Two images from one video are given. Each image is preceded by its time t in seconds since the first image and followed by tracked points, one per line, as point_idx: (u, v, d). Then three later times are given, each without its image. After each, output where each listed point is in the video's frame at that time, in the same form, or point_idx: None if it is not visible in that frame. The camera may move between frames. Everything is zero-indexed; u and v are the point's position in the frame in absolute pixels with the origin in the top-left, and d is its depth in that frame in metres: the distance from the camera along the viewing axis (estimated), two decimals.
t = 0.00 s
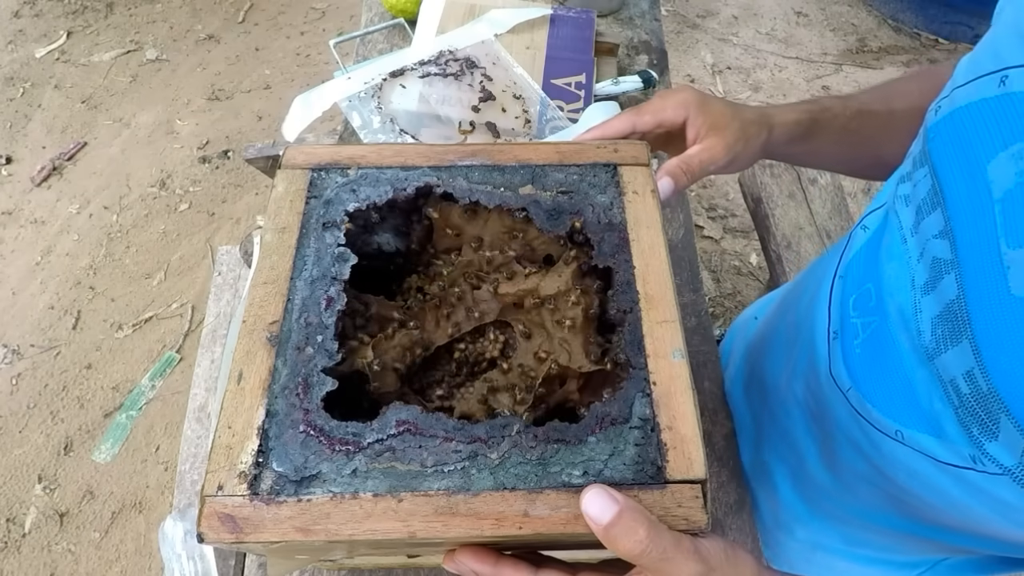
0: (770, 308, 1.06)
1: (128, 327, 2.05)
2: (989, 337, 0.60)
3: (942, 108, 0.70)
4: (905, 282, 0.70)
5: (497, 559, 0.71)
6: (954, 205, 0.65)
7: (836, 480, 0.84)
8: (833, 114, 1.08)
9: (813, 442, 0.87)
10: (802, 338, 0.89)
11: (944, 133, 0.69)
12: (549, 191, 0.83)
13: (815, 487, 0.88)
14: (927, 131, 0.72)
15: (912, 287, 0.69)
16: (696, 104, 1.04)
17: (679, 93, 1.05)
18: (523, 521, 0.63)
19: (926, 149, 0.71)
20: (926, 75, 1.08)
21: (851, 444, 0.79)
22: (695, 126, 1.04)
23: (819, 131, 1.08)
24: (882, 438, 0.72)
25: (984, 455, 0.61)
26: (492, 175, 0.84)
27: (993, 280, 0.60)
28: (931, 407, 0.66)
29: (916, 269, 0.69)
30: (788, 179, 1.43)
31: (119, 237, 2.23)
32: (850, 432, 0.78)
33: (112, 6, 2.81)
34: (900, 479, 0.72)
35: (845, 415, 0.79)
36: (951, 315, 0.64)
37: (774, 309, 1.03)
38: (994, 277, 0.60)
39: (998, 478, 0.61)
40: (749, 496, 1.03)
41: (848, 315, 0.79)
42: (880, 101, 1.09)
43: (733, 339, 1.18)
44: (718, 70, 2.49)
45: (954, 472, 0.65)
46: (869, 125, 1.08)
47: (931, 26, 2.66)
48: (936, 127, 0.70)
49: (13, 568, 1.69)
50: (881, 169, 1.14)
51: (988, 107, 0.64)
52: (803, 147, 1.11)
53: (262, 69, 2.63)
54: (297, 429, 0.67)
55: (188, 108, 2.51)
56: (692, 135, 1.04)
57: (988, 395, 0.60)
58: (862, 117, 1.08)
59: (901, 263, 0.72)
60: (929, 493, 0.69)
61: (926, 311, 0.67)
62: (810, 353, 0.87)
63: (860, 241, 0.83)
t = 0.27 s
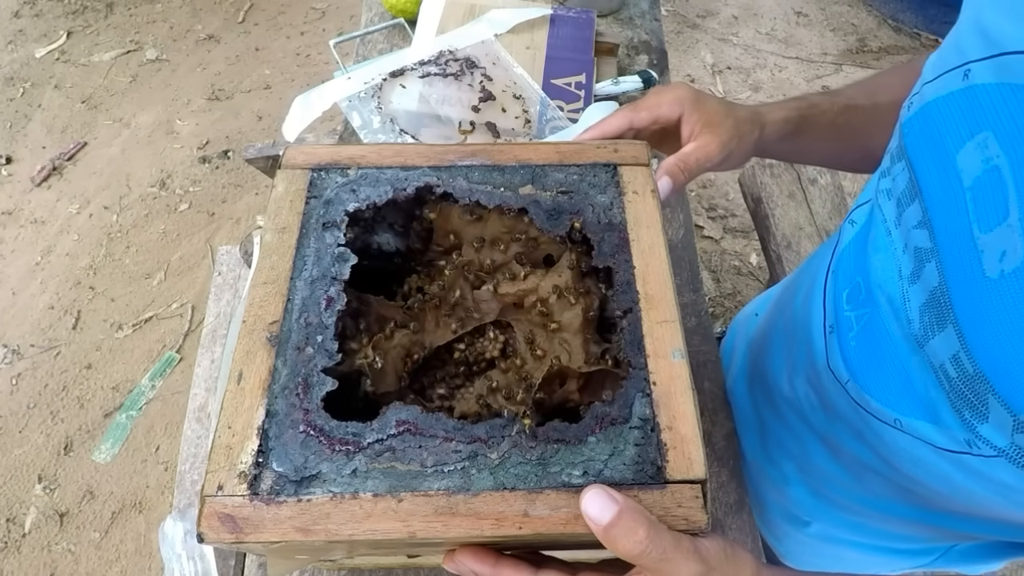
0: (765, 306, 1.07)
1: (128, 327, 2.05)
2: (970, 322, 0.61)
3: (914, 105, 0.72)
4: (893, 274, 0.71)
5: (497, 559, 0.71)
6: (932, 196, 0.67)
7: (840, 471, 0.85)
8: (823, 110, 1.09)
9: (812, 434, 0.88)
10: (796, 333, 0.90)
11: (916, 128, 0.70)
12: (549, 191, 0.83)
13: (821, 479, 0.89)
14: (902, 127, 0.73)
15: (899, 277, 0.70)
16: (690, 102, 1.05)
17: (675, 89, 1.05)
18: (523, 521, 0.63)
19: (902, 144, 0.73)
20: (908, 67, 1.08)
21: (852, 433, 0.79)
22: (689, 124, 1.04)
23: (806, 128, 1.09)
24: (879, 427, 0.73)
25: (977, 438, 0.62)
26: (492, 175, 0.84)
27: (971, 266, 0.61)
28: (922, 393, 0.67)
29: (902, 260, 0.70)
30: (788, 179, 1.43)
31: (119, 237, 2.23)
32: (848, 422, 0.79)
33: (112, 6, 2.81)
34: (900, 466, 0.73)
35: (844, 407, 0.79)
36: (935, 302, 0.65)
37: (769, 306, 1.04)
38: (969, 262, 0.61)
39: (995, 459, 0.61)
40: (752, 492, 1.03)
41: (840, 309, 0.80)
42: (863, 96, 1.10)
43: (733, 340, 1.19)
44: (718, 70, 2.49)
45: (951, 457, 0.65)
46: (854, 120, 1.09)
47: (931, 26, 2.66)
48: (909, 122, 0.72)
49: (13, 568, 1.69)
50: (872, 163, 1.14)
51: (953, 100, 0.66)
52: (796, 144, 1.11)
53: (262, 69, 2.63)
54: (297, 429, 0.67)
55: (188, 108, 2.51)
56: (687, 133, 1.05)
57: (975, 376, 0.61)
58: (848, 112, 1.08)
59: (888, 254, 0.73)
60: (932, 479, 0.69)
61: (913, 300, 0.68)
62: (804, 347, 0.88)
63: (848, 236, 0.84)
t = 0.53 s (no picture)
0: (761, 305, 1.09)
1: (128, 327, 2.05)
2: (952, 307, 0.63)
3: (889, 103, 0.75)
4: (880, 265, 0.73)
5: (497, 559, 0.71)
6: (912, 188, 0.69)
7: (840, 459, 0.86)
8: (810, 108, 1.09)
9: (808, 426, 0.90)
10: (789, 328, 0.92)
11: (893, 124, 0.72)
12: (549, 191, 0.83)
13: (822, 468, 0.90)
14: (881, 123, 0.75)
15: (886, 268, 0.72)
16: (687, 102, 1.05)
17: (672, 90, 1.05)
18: (523, 521, 0.63)
19: (881, 139, 0.75)
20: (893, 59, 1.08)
21: (848, 423, 0.80)
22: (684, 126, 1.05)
23: (796, 128, 1.09)
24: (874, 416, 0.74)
25: (966, 421, 0.63)
26: (492, 175, 0.84)
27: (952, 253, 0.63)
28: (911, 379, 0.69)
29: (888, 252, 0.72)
30: (788, 179, 1.43)
31: (119, 237, 2.23)
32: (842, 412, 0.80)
33: (112, 6, 2.81)
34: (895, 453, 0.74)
35: (839, 397, 0.80)
36: (918, 290, 0.67)
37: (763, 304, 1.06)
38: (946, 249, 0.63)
39: (984, 442, 0.62)
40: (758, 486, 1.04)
41: (830, 302, 0.81)
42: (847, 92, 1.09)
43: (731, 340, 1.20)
44: (718, 70, 2.49)
45: (941, 441, 0.66)
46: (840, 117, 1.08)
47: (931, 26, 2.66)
48: (886, 119, 0.74)
49: (13, 568, 1.69)
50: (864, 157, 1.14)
51: (925, 96, 0.69)
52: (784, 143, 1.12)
53: (262, 69, 2.63)
54: (297, 429, 0.67)
55: (188, 108, 2.51)
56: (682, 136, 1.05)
57: (958, 359, 0.62)
58: (835, 110, 1.08)
59: (874, 245, 0.75)
60: (927, 465, 0.70)
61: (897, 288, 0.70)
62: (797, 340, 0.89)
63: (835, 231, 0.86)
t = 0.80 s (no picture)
0: (760, 296, 1.09)
1: (128, 327, 2.05)
2: (942, 293, 0.63)
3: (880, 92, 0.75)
4: (874, 254, 0.73)
5: (497, 560, 0.71)
6: (903, 176, 0.69)
7: (835, 448, 0.86)
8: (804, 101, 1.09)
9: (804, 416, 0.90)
10: (786, 318, 0.92)
11: (885, 112, 0.72)
12: (549, 191, 0.83)
13: (818, 457, 0.90)
14: (873, 112, 0.75)
15: (880, 257, 0.72)
16: (686, 100, 1.05)
17: (670, 88, 1.06)
18: (523, 522, 0.63)
19: (873, 129, 0.75)
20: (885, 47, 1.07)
21: (842, 412, 0.81)
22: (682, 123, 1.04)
23: (791, 124, 1.10)
24: (869, 404, 0.75)
25: (957, 407, 0.63)
26: (492, 175, 0.84)
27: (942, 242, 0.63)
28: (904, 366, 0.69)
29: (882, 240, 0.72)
30: (788, 179, 1.43)
31: (119, 237, 2.23)
32: (837, 401, 0.81)
33: (112, 6, 2.81)
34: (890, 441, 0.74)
35: (833, 386, 0.81)
36: (909, 278, 0.67)
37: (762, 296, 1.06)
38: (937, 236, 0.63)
39: (975, 428, 0.62)
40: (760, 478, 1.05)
41: (826, 291, 0.82)
42: (839, 84, 1.09)
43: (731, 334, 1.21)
44: (718, 70, 2.49)
45: (933, 427, 0.66)
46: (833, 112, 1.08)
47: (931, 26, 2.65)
48: (877, 109, 0.74)
49: (13, 568, 1.69)
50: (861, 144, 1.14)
51: (914, 84, 0.68)
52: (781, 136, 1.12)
53: (262, 69, 2.63)
54: (298, 429, 0.67)
55: (188, 108, 2.51)
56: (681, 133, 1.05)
57: (948, 346, 0.62)
58: (829, 103, 1.08)
59: (867, 234, 0.75)
60: (920, 453, 0.70)
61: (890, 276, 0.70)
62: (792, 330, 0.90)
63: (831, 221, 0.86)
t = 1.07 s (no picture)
0: (755, 294, 1.08)
1: (128, 327, 2.05)
2: (949, 295, 0.62)
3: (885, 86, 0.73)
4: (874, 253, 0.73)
5: (497, 560, 0.71)
6: (909, 175, 0.68)
7: (829, 449, 0.86)
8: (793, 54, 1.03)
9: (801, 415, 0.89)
10: (781, 316, 0.92)
11: (890, 107, 0.71)
12: (549, 191, 0.83)
13: (812, 458, 0.90)
14: (876, 107, 0.74)
15: (880, 256, 0.72)
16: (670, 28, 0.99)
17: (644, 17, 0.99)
18: (523, 522, 0.63)
19: (877, 124, 0.74)
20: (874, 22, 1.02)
21: (837, 413, 0.81)
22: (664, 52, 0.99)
23: (776, 77, 1.02)
24: (867, 405, 0.74)
25: (960, 410, 0.63)
26: (492, 175, 0.84)
27: (948, 242, 0.62)
28: (904, 368, 0.68)
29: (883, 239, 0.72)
30: (788, 179, 1.43)
31: (119, 237, 2.23)
32: (834, 401, 0.80)
33: (112, 6, 2.81)
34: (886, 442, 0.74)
35: (829, 387, 0.80)
36: (914, 279, 0.66)
37: (757, 293, 1.06)
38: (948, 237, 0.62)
39: (977, 431, 0.62)
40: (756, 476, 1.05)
41: (822, 290, 0.81)
42: (824, 47, 1.03)
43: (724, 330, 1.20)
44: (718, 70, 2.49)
45: (933, 429, 0.66)
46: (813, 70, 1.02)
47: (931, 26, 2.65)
48: (882, 103, 0.73)
49: (13, 568, 1.69)
50: (833, 124, 1.08)
51: (926, 79, 0.67)
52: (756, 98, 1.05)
53: (262, 69, 2.63)
54: (297, 429, 0.67)
55: (188, 108, 2.51)
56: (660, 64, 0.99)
57: (955, 350, 0.62)
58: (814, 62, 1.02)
59: (867, 233, 0.75)
60: (918, 454, 0.70)
61: (892, 277, 0.69)
62: (788, 329, 0.89)
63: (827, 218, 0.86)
